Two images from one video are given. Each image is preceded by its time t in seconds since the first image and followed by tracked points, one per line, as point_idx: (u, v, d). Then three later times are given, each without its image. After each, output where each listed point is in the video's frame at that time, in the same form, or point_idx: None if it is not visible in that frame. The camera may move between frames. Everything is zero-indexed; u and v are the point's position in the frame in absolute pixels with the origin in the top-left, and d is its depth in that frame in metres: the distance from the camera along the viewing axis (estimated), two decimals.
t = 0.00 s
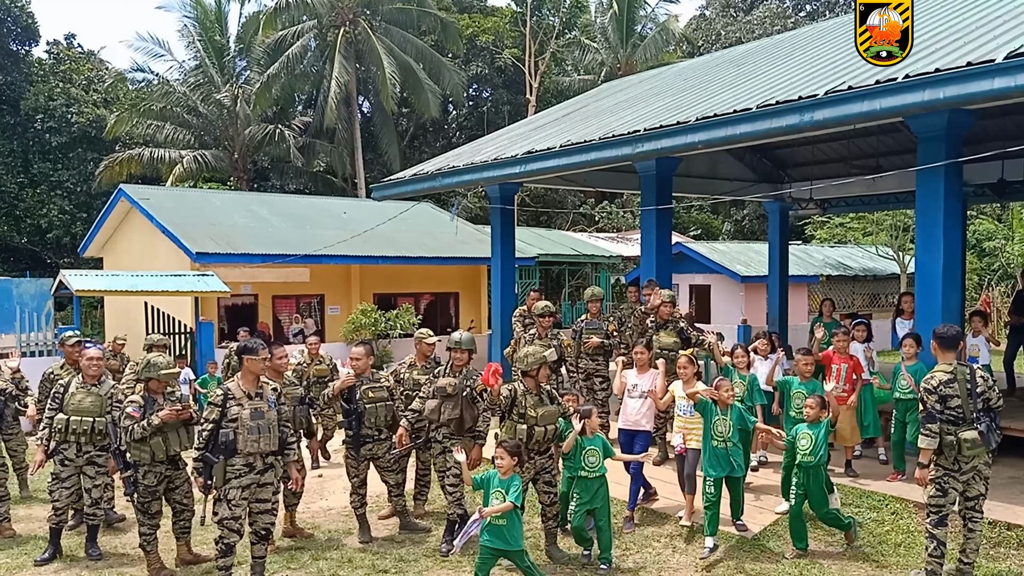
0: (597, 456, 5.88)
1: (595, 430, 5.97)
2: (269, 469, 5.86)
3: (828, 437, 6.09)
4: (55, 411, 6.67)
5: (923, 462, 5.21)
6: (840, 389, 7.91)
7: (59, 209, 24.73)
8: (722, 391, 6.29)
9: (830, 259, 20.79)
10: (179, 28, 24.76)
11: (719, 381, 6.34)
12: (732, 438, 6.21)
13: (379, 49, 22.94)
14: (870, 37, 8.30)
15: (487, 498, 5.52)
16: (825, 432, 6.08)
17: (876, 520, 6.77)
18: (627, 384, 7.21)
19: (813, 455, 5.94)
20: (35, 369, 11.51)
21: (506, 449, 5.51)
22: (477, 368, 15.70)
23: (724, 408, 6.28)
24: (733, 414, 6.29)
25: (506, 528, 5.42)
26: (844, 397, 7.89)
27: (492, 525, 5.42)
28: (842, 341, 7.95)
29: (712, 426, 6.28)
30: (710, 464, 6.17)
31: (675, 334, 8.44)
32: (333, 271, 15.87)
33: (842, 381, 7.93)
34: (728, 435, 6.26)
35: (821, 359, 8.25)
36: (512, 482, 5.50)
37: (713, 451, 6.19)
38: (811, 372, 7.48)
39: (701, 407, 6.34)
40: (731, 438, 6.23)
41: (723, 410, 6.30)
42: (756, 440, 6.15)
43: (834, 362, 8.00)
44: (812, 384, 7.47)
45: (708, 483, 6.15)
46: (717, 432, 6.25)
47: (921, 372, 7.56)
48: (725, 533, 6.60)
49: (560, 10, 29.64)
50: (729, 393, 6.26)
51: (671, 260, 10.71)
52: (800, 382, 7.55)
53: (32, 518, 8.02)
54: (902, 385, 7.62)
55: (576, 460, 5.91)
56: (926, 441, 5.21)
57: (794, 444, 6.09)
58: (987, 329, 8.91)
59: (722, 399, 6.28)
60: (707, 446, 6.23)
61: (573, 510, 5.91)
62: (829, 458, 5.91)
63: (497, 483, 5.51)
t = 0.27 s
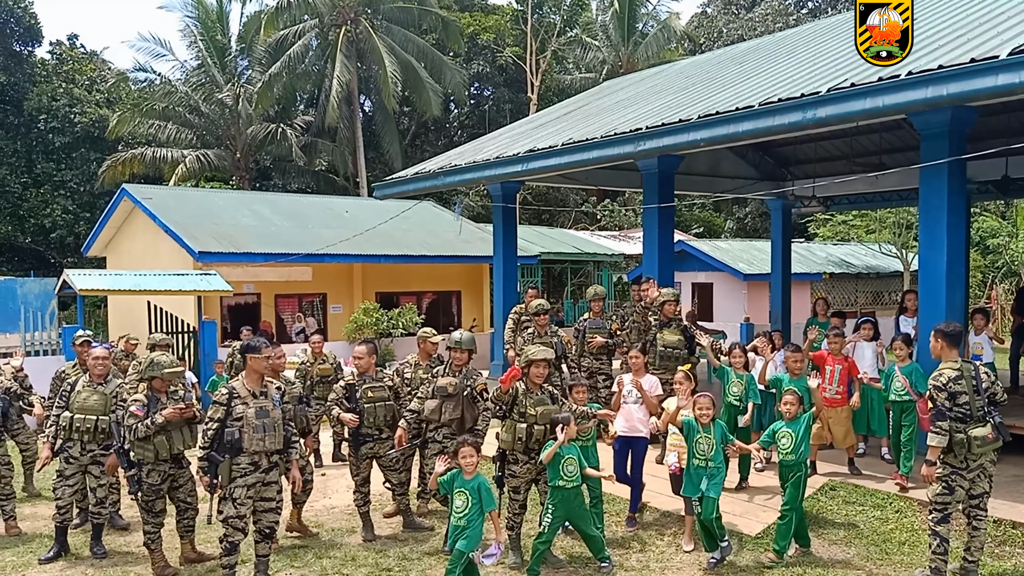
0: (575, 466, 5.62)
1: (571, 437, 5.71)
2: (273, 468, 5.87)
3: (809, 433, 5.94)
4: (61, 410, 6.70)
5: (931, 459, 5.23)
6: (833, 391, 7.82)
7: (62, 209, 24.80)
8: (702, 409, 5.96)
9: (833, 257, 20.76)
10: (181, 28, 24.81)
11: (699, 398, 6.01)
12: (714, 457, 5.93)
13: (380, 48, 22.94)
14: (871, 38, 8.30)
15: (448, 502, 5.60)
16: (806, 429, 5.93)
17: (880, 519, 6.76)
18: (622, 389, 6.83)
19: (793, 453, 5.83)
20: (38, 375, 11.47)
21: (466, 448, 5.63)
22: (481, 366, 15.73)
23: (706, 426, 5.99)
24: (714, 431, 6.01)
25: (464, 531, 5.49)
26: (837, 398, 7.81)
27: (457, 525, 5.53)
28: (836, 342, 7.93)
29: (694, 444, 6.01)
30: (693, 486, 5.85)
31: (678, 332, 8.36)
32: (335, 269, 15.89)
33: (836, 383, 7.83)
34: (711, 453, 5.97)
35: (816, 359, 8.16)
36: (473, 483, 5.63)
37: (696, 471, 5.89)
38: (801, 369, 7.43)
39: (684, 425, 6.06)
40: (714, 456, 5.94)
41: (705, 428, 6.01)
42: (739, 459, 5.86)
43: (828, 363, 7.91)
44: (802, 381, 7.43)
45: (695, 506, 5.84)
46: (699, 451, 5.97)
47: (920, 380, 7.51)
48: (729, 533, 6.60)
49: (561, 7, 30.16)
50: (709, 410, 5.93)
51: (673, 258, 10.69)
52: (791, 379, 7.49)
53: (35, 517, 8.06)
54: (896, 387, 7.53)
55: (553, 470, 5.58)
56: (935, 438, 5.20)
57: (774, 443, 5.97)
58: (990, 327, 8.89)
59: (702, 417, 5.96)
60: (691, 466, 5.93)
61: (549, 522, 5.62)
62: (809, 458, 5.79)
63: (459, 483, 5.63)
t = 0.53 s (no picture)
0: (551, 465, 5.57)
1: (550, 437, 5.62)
2: (278, 468, 5.89)
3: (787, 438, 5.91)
4: (71, 408, 6.76)
5: (957, 459, 5.12)
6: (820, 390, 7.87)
7: (69, 210, 24.92)
8: (681, 420, 5.55)
9: (837, 255, 20.71)
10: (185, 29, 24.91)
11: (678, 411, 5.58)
12: (689, 473, 5.42)
13: (384, 48, 22.98)
14: (870, 38, 8.18)
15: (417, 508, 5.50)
16: (784, 435, 5.88)
17: (885, 518, 6.75)
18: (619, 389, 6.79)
19: (771, 459, 5.78)
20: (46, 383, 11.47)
21: (433, 455, 5.47)
22: (486, 365, 15.76)
23: (683, 440, 5.52)
24: (694, 447, 5.50)
25: (429, 538, 5.36)
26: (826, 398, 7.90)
27: (424, 533, 5.37)
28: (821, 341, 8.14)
29: (671, 460, 5.57)
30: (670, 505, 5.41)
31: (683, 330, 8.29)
32: (339, 269, 15.94)
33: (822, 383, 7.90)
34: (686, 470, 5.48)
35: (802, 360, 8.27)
36: (442, 488, 5.51)
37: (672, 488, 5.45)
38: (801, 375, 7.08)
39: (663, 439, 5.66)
40: (690, 472, 5.43)
41: (682, 441, 5.54)
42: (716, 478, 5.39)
43: (813, 363, 8.02)
44: (804, 386, 6.97)
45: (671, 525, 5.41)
46: (675, 467, 5.51)
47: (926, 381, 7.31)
48: (733, 532, 6.60)
49: (564, 6, 30.24)
50: (687, 423, 5.53)
51: (676, 257, 10.69)
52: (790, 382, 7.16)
53: (42, 516, 8.12)
54: (900, 385, 7.43)
55: (529, 469, 5.52)
56: (955, 436, 5.13)
57: (753, 447, 5.93)
58: (994, 326, 8.86)
59: (681, 430, 5.54)
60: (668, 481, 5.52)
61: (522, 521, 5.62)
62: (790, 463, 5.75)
63: (429, 488, 5.50)
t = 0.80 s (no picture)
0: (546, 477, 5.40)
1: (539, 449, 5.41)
2: (287, 467, 5.92)
3: (771, 446, 5.59)
4: (85, 407, 6.82)
5: (981, 460, 5.07)
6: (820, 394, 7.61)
7: (80, 210, 25.15)
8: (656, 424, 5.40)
9: (846, 254, 20.63)
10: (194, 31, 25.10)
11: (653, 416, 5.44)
12: (663, 476, 5.30)
13: (392, 48, 23.04)
14: (871, 37, 8.22)
15: (392, 515, 5.09)
16: (766, 443, 5.58)
17: (896, 519, 6.71)
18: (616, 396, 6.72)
19: (752, 468, 5.52)
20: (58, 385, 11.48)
21: (410, 460, 5.08)
22: (495, 365, 15.78)
23: (657, 444, 5.39)
24: (668, 449, 5.35)
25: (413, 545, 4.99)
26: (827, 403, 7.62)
27: (398, 538, 5.04)
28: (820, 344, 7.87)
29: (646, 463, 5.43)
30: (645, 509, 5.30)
31: (692, 331, 8.14)
32: (347, 268, 16.00)
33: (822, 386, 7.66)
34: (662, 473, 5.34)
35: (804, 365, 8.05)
36: (419, 494, 5.09)
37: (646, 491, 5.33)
38: (802, 376, 6.69)
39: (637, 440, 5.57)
40: (664, 476, 5.31)
41: (657, 444, 5.40)
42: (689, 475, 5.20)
43: (812, 367, 7.80)
44: (806, 388, 6.59)
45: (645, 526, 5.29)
46: (651, 470, 5.36)
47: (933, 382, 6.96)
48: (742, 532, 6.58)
49: (570, 6, 30.30)
50: (662, 425, 5.38)
51: (684, 257, 10.66)
52: (791, 385, 6.66)
53: (53, 513, 8.20)
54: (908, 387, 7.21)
55: (516, 481, 5.31)
56: (980, 437, 5.09)
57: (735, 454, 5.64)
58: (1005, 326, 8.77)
59: (655, 433, 5.39)
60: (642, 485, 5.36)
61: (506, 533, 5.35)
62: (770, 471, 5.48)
63: (405, 494, 5.09)
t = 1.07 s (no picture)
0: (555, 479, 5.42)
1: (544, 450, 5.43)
2: (311, 466, 5.98)
3: (768, 453, 5.43)
4: (116, 405, 6.92)
5: (1011, 469, 4.93)
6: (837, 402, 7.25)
7: (110, 212, 25.61)
8: (642, 430, 5.25)
9: (872, 256, 20.40)
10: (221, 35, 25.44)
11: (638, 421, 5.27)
12: (651, 483, 5.19)
13: (415, 50, 23.15)
14: (870, 39, 8.60)
15: (388, 519, 5.03)
16: (763, 449, 5.43)
17: (923, 525, 6.63)
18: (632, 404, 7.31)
19: (748, 475, 5.35)
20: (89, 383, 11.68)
21: (407, 462, 5.07)
22: (517, 366, 15.82)
23: (643, 451, 5.25)
24: (655, 456, 5.21)
25: (410, 549, 5.01)
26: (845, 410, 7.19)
27: (395, 541, 5.00)
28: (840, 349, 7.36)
29: (632, 469, 5.32)
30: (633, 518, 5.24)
31: (714, 333, 8.07)
32: (370, 268, 16.10)
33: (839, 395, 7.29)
34: (648, 480, 5.23)
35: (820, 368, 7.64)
36: (415, 496, 5.08)
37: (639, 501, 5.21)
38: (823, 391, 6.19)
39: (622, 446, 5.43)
40: (651, 484, 5.20)
41: (643, 452, 5.26)
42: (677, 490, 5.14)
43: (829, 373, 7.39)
44: (825, 401, 6.17)
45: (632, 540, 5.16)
46: (636, 477, 5.28)
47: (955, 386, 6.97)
48: (766, 536, 6.54)
49: (593, 7, 30.31)
50: (648, 433, 5.22)
51: (707, 258, 10.61)
52: (810, 399, 6.24)
53: (82, 509, 8.36)
54: (932, 396, 6.96)
55: (524, 484, 5.29)
56: (1012, 445, 4.96)
57: (731, 462, 5.51)
58: None
59: (641, 441, 5.25)
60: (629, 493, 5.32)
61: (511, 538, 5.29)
62: (767, 480, 5.29)
63: (401, 498, 5.05)
